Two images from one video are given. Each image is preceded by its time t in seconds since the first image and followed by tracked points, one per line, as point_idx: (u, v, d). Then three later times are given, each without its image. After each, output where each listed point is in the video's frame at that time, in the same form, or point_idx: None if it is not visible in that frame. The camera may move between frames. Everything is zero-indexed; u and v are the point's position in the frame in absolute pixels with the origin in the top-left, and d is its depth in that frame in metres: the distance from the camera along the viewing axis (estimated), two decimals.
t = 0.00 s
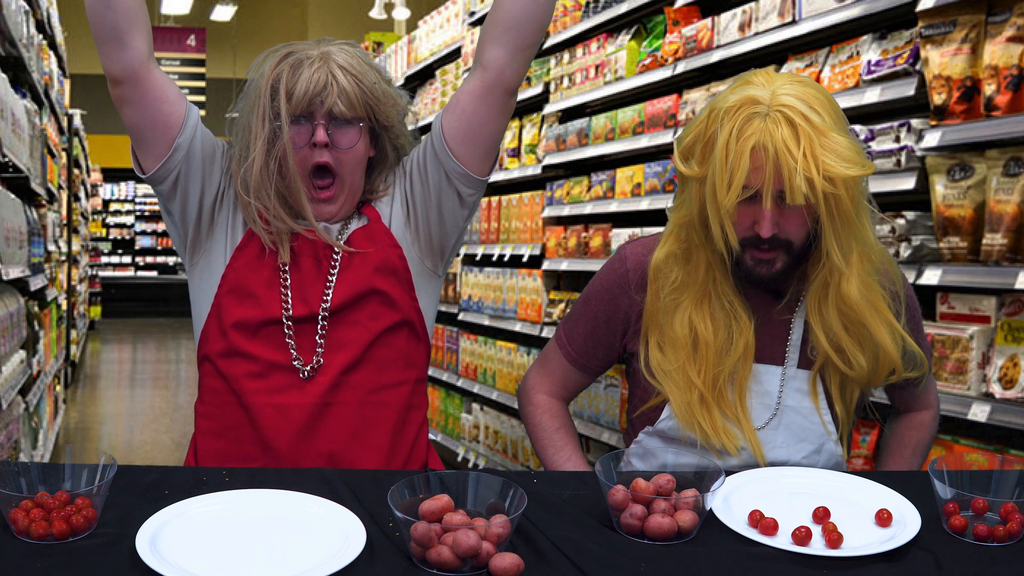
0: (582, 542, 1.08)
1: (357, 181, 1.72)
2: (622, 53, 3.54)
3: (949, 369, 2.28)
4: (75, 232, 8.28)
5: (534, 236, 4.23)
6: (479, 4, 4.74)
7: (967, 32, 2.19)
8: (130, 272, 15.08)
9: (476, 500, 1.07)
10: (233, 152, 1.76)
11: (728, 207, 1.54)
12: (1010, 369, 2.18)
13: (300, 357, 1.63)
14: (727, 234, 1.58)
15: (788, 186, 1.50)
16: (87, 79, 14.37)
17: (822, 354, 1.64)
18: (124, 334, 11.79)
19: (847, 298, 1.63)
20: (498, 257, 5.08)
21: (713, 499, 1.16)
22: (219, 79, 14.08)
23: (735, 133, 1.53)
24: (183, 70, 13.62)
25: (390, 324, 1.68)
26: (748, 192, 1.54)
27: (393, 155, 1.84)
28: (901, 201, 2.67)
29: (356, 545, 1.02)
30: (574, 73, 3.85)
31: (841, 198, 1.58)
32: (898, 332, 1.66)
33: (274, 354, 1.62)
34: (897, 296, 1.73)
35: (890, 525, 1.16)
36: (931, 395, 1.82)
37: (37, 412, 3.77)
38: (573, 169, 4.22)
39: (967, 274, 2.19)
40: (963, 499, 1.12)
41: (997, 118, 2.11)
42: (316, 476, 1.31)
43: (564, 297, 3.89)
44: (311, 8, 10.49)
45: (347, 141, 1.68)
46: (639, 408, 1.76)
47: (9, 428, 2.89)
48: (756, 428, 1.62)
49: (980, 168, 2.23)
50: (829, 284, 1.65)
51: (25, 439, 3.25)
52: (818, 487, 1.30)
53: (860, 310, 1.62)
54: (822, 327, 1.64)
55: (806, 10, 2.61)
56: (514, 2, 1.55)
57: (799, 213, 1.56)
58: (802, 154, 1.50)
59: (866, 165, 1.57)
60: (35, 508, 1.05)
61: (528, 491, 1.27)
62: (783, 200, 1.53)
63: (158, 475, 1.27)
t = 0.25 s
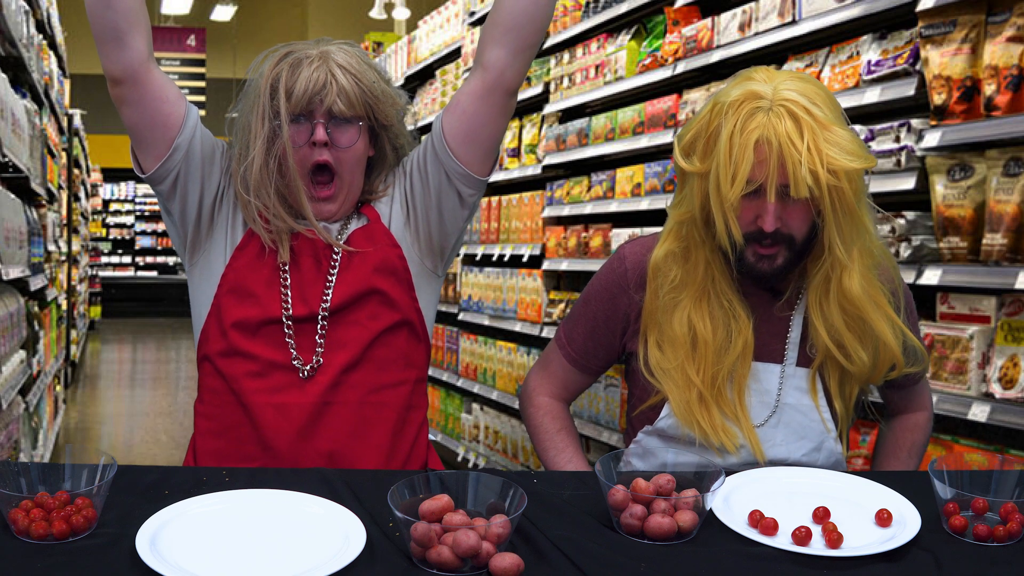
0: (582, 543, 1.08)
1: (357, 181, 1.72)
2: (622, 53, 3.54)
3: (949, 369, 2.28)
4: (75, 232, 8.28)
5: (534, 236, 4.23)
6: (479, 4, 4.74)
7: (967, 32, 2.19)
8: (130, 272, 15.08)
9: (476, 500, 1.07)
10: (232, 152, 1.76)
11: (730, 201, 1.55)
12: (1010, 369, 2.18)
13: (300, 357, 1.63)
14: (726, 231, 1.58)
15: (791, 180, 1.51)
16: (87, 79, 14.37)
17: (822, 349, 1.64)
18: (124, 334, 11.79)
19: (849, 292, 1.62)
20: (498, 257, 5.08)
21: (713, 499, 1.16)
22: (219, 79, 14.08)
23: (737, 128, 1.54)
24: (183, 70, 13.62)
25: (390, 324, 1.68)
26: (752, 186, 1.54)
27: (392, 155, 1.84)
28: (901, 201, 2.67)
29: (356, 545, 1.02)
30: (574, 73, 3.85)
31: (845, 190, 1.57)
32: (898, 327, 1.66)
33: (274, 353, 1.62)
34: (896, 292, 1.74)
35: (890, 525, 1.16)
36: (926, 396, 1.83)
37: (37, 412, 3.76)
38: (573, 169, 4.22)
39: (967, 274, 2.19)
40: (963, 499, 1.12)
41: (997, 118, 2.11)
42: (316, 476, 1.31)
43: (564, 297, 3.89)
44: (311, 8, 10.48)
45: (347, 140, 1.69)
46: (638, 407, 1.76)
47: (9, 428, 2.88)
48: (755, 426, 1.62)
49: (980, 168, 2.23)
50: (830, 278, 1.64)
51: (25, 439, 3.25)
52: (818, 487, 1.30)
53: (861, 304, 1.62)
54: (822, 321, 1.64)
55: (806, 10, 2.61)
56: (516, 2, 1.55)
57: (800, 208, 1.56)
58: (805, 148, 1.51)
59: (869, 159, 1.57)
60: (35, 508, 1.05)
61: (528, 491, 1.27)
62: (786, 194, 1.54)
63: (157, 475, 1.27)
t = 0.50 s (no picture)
0: (582, 542, 1.08)
1: (356, 181, 1.72)
2: (622, 53, 3.54)
3: (949, 369, 2.29)
4: (75, 232, 8.28)
5: (534, 236, 4.23)
6: (479, 4, 4.74)
7: (967, 32, 2.19)
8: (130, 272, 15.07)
9: (476, 500, 1.07)
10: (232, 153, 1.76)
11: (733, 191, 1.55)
12: (1010, 369, 2.18)
13: (300, 357, 1.63)
14: (728, 222, 1.58)
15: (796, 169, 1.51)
16: (87, 79, 14.37)
17: (822, 343, 1.65)
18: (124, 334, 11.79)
19: (850, 284, 1.62)
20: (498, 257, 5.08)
21: (713, 499, 1.16)
22: (219, 79, 14.08)
23: (740, 121, 1.54)
24: (183, 70, 13.62)
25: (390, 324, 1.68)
26: (756, 177, 1.54)
27: (392, 155, 1.84)
28: (901, 201, 2.67)
29: (356, 545, 1.02)
30: (574, 73, 3.85)
31: (846, 178, 1.57)
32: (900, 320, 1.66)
33: (274, 354, 1.62)
34: (895, 285, 1.74)
35: (891, 525, 1.16)
36: (921, 398, 1.83)
37: (37, 412, 3.76)
38: (573, 169, 4.22)
39: (967, 274, 2.19)
40: (963, 499, 1.12)
41: (997, 118, 2.11)
42: (316, 476, 1.31)
43: (564, 297, 3.89)
44: (311, 8, 10.47)
45: (346, 140, 1.68)
46: (637, 406, 1.76)
47: (9, 428, 2.88)
48: (755, 421, 1.64)
49: (980, 168, 2.23)
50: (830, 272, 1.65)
51: (25, 439, 3.24)
52: (818, 487, 1.30)
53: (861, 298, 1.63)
54: (823, 312, 1.65)
55: (806, 10, 2.61)
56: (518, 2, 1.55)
57: (802, 197, 1.57)
58: (809, 138, 1.51)
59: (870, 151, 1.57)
60: (35, 508, 1.05)
61: (529, 491, 1.27)
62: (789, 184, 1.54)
63: (157, 475, 1.27)
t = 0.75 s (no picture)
0: (582, 542, 1.08)
1: (356, 183, 1.72)
2: (622, 53, 3.54)
3: (949, 369, 2.29)
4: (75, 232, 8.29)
5: (534, 236, 4.23)
6: (479, 4, 4.73)
7: (967, 32, 2.19)
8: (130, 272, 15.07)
9: (476, 500, 1.07)
10: (230, 156, 1.76)
11: (736, 175, 1.57)
12: (1010, 369, 2.18)
13: (300, 360, 1.63)
14: (729, 203, 1.60)
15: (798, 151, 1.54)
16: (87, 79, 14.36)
17: (822, 333, 1.65)
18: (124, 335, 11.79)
19: (853, 270, 1.64)
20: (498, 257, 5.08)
21: (713, 499, 1.16)
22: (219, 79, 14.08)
23: (742, 109, 1.57)
24: (183, 70, 13.61)
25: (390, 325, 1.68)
26: (758, 160, 1.56)
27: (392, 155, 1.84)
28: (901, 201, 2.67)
29: (356, 545, 1.02)
30: (574, 73, 3.85)
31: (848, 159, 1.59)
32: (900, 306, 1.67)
33: (274, 355, 1.62)
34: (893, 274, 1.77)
35: (890, 525, 1.16)
36: (915, 402, 1.83)
37: (37, 412, 3.76)
38: (573, 169, 4.21)
39: (967, 274, 2.19)
40: (963, 499, 1.12)
41: (997, 118, 2.11)
42: (316, 476, 1.31)
43: (564, 297, 3.89)
44: (312, 8, 10.55)
45: (344, 142, 1.68)
46: (637, 402, 1.77)
47: (9, 428, 2.88)
48: (755, 413, 1.63)
49: (980, 168, 2.23)
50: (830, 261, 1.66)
51: (25, 439, 3.24)
52: (818, 487, 1.30)
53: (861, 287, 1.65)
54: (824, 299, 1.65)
55: (806, 10, 2.61)
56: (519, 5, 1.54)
57: (803, 178, 1.59)
58: (811, 120, 1.54)
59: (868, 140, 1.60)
60: (35, 508, 1.05)
61: (528, 491, 1.27)
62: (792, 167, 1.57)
63: (157, 475, 1.27)
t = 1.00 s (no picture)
0: (582, 543, 1.08)
1: (355, 190, 1.71)
2: (622, 53, 3.54)
3: (949, 369, 2.29)
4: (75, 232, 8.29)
5: (534, 236, 4.23)
6: (479, 4, 4.73)
7: (967, 32, 2.18)
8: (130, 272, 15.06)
9: (476, 500, 1.07)
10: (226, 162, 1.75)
11: (735, 148, 1.65)
12: (1010, 369, 2.18)
13: (301, 374, 1.63)
14: (729, 180, 1.68)
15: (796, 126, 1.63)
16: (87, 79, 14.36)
17: (820, 321, 1.69)
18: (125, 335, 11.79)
19: (856, 250, 1.70)
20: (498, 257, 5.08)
21: (713, 499, 1.16)
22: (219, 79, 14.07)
23: (741, 91, 1.66)
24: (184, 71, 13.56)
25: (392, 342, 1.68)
26: (758, 136, 1.65)
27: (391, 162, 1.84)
28: (901, 201, 2.67)
29: (356, 545, 1.02)
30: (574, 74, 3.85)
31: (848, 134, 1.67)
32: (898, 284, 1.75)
33: (274, 370, 1.62)
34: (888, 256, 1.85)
35: (890, 525, 1.16)
36: (912, 406, 1.87)
37: (37, 412, 3.77)
38: (573, 169, 4.21)
39: (967, 274, 2.19)
40: (963, 499, 1.12)
41: (997, 118, 2.11)
42: (315, 476, 1.31)
43: (564, 297, 3.89)
44: (311, 8, 10.45)
45: (340, 153, 1.67)
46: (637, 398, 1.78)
47: (9, 428, 2.89)
48: (756, 403, 1.66)
49: (980, 168, 2.23)
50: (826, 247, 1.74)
51: (25, 439, 3.25)
52: (818, 487, 1.30)
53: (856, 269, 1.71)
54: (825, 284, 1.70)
55: (806, 10, 2.61)
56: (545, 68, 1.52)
57: (801, 156, 1.67)
58: (810, 96, 1.64)
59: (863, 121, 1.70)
60: (35, 508, 1.05)
61: (529, 491, 1.27)
62: (791, 143, 1.66)
63: (157, 475, 1.27)
